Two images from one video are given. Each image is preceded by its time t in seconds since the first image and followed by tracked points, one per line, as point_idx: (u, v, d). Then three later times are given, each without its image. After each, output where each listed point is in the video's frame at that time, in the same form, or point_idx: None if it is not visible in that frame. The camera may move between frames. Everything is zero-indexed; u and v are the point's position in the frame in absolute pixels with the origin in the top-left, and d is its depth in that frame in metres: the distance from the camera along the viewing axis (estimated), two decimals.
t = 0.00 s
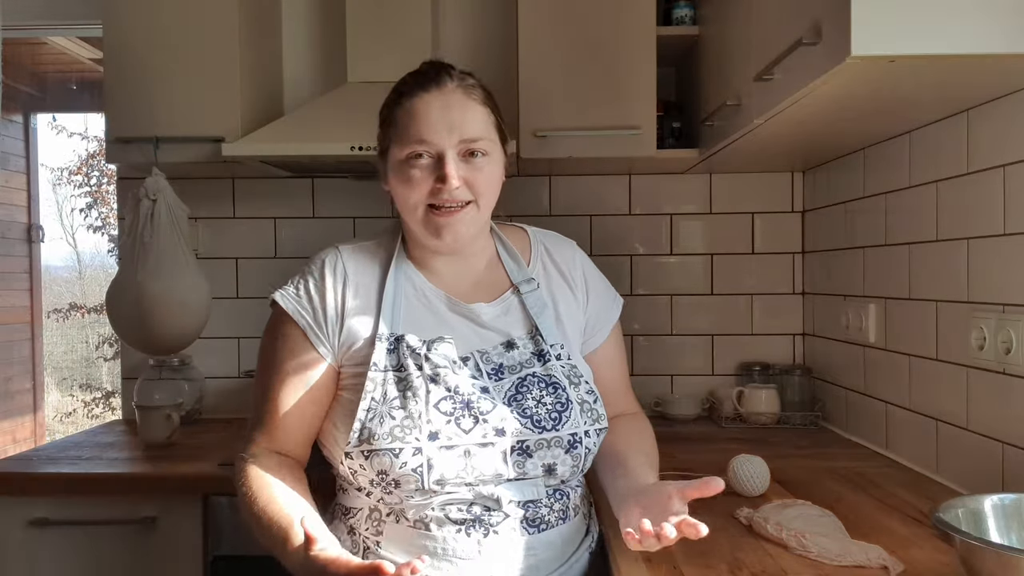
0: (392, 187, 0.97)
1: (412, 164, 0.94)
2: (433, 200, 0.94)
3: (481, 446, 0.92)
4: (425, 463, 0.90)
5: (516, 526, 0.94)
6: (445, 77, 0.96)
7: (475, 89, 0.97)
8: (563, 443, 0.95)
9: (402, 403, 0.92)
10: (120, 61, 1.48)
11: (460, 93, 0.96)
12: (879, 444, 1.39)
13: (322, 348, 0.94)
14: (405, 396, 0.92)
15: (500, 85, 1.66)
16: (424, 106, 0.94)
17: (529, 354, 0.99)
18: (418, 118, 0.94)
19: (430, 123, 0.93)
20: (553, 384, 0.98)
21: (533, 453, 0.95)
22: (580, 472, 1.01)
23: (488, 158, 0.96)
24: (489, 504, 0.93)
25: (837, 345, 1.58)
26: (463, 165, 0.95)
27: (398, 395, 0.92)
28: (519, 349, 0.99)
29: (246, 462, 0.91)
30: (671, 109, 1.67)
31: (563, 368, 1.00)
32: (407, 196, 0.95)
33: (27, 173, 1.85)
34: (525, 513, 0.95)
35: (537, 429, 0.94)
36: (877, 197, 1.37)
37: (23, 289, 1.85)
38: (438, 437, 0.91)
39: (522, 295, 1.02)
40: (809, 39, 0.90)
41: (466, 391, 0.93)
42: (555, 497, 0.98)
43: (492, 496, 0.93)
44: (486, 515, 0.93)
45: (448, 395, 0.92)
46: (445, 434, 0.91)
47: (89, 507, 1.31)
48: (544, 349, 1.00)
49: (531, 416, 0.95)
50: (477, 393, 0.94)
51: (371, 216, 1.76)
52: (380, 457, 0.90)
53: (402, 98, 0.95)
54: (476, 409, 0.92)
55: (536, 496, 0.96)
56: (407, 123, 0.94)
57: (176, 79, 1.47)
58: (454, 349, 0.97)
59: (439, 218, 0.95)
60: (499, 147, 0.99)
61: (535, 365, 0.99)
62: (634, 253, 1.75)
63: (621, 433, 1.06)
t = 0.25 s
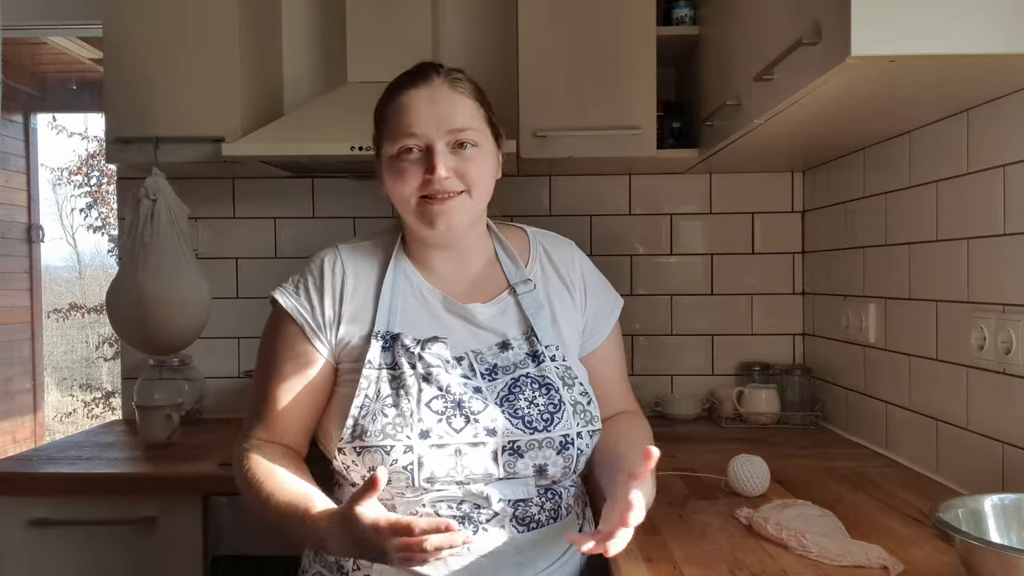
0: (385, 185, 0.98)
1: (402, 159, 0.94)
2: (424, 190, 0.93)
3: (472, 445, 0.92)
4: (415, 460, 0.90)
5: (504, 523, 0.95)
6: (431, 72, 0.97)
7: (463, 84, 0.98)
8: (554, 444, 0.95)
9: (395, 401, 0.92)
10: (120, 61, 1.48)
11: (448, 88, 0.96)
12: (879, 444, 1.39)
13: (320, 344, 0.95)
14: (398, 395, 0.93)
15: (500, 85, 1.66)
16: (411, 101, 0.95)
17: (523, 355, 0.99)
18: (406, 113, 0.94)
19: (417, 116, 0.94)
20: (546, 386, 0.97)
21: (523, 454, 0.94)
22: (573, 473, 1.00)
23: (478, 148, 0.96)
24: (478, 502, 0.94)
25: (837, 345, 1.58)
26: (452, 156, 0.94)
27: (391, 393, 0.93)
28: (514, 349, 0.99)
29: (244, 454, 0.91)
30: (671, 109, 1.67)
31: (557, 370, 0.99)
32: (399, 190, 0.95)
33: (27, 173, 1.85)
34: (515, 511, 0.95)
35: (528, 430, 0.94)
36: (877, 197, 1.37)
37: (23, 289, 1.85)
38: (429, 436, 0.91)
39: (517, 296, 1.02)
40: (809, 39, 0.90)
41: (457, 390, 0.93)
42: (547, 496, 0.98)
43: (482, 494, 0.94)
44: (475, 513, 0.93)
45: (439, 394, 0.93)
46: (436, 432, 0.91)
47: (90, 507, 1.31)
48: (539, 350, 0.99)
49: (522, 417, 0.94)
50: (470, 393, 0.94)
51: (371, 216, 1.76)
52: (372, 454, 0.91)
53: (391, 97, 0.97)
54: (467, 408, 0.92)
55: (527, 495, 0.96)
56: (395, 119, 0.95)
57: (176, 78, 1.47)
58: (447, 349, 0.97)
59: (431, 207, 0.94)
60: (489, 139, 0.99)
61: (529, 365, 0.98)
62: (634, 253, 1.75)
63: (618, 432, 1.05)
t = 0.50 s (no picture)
0: (385, 195, 0.97)
1: (400, 165, 0.93)
2: (427, 192, 0.93)
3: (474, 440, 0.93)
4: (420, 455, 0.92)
5: (506, 515, 0.95)
6: (411, 76, 0.97)
7: (442, 83, 0.98)
8: (554, 436, 0.95)
9: (398, 399, 0.93)
10: (120, 61, 1.48)
11: (430, 89, 0.96)
12: (879, 444, 1.39)
13: (327, 344, 0.95)
14: (401, 392, 0.93)
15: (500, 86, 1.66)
16: (398, 107, 0.94)
17: (522, 350, 0.98)
18: (395, 121, 0.94)
19: (407, 123, 0.93)
20: (544, 380, 0.97)
21: (523, 446, 0.95)
22: (573, 465, 1.00)
23: (470, 144, 0.96)
24: (481, 494, 0.95)
25: (837, 345, 1.58)
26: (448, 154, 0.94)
27: (394, 390, 0.94)
28: (512, 344, 0.98)
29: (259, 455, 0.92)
30: (671, 109, 1.67)
31: (555, 363, 0.99)
32: (402, 196, 0.94)
33: (27, 173, 1.85)
34: (516, 503, 0.95)
35: (528, 423, 0.95)
36: (877, 198, 1.37)
37: (23, 289, 1.85)
38: (432, 432, 0.93)
39: (515, 293, 1.01)
40: (809, 39, 0.90)
41: (458, 386, 0.94)
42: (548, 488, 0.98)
43: (484, 487, 0.94)
44: (477, 505, 0.94)
45: (440, 391, 0.93)
46: (439, 428, 0.93)
47: (90, 507, 1.31)
48: (537, 345, 0.99)
49: (522, 411, 0.95)
50: (470, 389, 0.94)
51: (370, 216, 1.76)
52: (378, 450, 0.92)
53: (375, 108, 0.96)
54: (468, 404, 0.93)
55: (528, 487, 0.96)
56: (386, 127, 0.94)
57: (176, 78, 1.47)
58: (447, 346, 0.97)
59: (438, 207, 0.93)
60: (477, 134, 0.99)
61: (528, 360, 0.98)
62: (634, 253, 1.75)
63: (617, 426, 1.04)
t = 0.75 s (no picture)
0: (381, 198, 0.96)
1: (399, 172, 0.93)
2: (426, 201, 0.93)
3: (479, 435, 0.93)
4: (428, 453, 0.92)
5: (515, 507, 0.95)
6: (412, 81, 0.95)
7: (441, 89, 0.97)
8: (557, 428, 0.96)
9: (403, 399, 0.93)
10: (120, 61, 1.48)
11: (431, 95, 0.95)
12: (879, 444, 1.39)
13: (327, 351, 0.95)
14: (405, 392, 0.93)
15: (500, 85, 1.66)
16: (399, 114, 0.93)
17: (521, 345, 0.99)
18: (395, 128, 0.93)
19: (407, 131, 0.93)
20: (544, 373, 0.97)
21: (528, 439, 0.95)
22: (575, 454, 1.01)
23: (469, 154, 0.96)
24: (489, 487, 0.95)
25: (837, 345, 1.58)
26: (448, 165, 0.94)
27: (399, 391, 0.94)
28: (511, 341, 0.99)
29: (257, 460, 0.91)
30: (670, 109, 1.67)
31: (554, 356, 0.99)
32: (400, 203, 0.94)
33: (27, 173, 1.85)
34: (524, 494, 0.96)
35: (531, 416, 0.95)
36: (877, 197, 1.37)
37: (23, 289, 1.85)
38: (438, 430, 0.92)
39: (511, 290, 1.02)
40: (809, 39, 0.90)
41: (461, 384, 0.94)
42: (552, 479, 0.99)
43: (492, 480, 0.94)
44: (485, 498, 0.95)
45: (445, 389, 0.93)
46: (444, 426, 0.93)
47: (90, 506, 1.31)
48: (535, 339, 0.99)
49: (525, 405, 0.95)
50: (473, 386, 0.94)
51: (370, 216, 1.76)
52: (386, 451, 0.92)
53: (375, 112, 0.95)
54: (472, 400, 0.93)
55: (533, 478, 0.97)
56: (385, 133, 0.93)
57: (176, 78, 1.47)
58: (448, 346, 0.97)
59: (435, 217, 0.94)
60: (475, 142, 0.99)
61: (527, 354, 0.99)
62: (634, 253, 1.75)
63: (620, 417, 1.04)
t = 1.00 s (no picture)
0: (397, 200, 0.95)
1: (425, 183, 0.91)
2: (447, 215, 0.93)
3: (482, 431, 0.93)
4: (433, 449, 0.91)
5: (517, 500, 0.96)
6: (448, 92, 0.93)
7: (471, 102, 0.96)
8: (558, 423, 0.97)
9: (408, 396, 0.92)
10: (121, 61, 1.48)
11: (463, 108, 0.94)
12: (879, 444, 1.39)
13: (333, 350, 0.94)
14: (410, 389, 0.93)
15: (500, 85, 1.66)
16: (434, 126, 0.91)
17: (521, 343, 0.99)
18: (425, 136, 0.91)
19: (439, 141, 0.91)
20: (544, 369, 0.98)
21: (530, 434, 0.96)
22: (574, 449, 1.02)
23: (491, 170, 0.96)
24: (493, 482, 0.95)
25: (836, 344, 1.58)
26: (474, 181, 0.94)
27: (404, 388, 0.93)
28: (512, 338, 1.00)
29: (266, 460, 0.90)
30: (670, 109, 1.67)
31: (553, 353, 1.00)
32: (419, 211, 0.93)
33: (27, 173, 1.85)
34: (526, 488, 0.97)
35: (533, 412, 0.95)
36: (877, 197, 1.37)
37: (23, 289, 1.85)
38: (443, 426, 0.92)
39: (511, 289, 1.02)
40: (809, 39, 0.90)
41: (465, 380, 0.94)
42: (552, 473, 1.00)
43: (496, 475, 0.95)
44: (488, 493, 0.95)
45: (449, 386, 0.93)
46: (449, 422, 0.92)
47: (90, 506, 1.31)
48: (535, 337, 1.00)
49: (527, 401, 0.95)
50: (477, 382, 0.94)
51: (370, 216, 1.76)
52: (392, 447, 0.91)
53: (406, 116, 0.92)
54: (476, 396, 0.93)
55: (535, 472, 0.98)
56: (415, 141, 0.91)
57: (177, 78, 1.47)
58: (451, 343, 0.97)
59: (452, 230, 0.94)
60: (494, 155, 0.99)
61: (528, 352, 0.99)
62: (634, 253, 1.75)
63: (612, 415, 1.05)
